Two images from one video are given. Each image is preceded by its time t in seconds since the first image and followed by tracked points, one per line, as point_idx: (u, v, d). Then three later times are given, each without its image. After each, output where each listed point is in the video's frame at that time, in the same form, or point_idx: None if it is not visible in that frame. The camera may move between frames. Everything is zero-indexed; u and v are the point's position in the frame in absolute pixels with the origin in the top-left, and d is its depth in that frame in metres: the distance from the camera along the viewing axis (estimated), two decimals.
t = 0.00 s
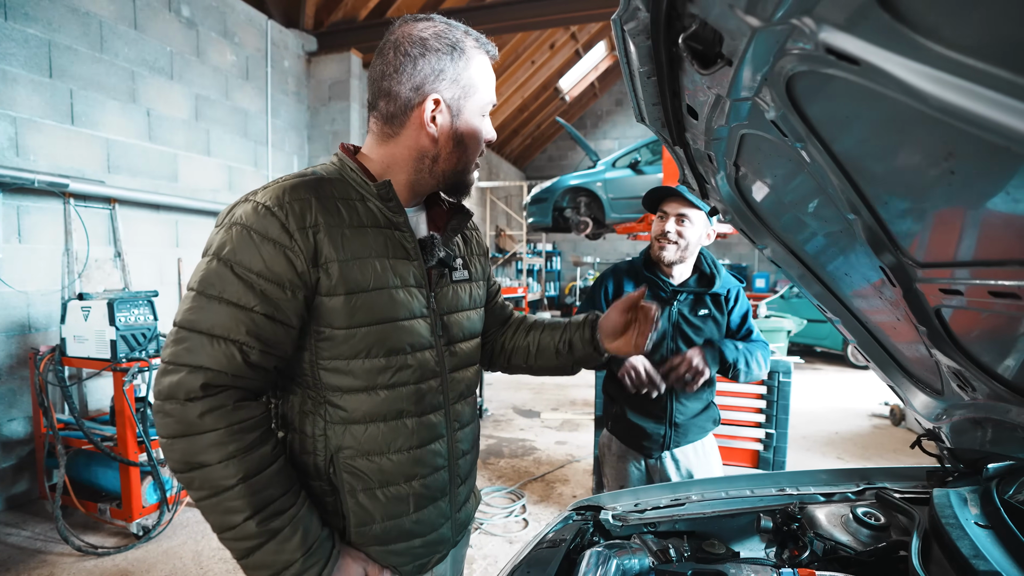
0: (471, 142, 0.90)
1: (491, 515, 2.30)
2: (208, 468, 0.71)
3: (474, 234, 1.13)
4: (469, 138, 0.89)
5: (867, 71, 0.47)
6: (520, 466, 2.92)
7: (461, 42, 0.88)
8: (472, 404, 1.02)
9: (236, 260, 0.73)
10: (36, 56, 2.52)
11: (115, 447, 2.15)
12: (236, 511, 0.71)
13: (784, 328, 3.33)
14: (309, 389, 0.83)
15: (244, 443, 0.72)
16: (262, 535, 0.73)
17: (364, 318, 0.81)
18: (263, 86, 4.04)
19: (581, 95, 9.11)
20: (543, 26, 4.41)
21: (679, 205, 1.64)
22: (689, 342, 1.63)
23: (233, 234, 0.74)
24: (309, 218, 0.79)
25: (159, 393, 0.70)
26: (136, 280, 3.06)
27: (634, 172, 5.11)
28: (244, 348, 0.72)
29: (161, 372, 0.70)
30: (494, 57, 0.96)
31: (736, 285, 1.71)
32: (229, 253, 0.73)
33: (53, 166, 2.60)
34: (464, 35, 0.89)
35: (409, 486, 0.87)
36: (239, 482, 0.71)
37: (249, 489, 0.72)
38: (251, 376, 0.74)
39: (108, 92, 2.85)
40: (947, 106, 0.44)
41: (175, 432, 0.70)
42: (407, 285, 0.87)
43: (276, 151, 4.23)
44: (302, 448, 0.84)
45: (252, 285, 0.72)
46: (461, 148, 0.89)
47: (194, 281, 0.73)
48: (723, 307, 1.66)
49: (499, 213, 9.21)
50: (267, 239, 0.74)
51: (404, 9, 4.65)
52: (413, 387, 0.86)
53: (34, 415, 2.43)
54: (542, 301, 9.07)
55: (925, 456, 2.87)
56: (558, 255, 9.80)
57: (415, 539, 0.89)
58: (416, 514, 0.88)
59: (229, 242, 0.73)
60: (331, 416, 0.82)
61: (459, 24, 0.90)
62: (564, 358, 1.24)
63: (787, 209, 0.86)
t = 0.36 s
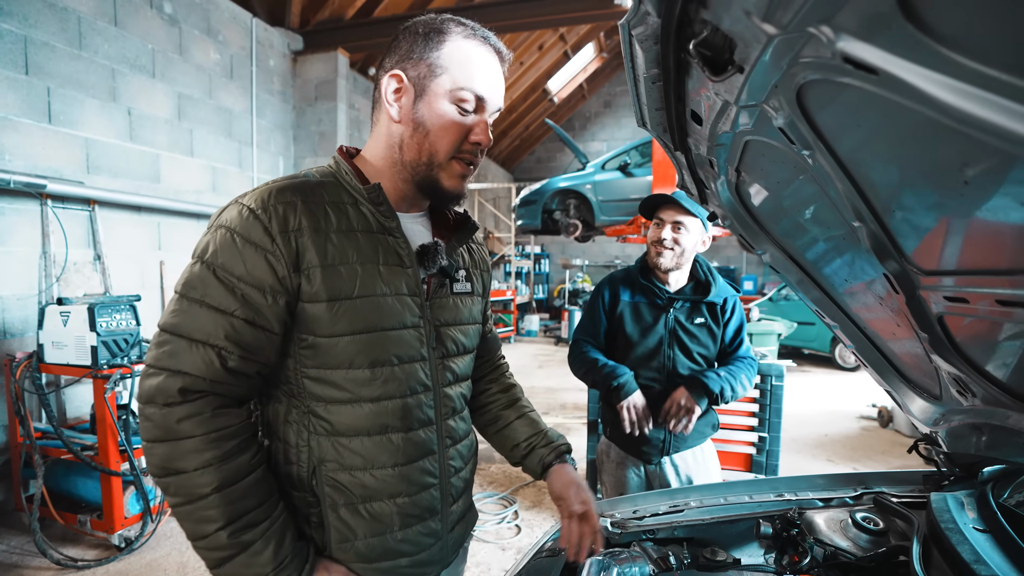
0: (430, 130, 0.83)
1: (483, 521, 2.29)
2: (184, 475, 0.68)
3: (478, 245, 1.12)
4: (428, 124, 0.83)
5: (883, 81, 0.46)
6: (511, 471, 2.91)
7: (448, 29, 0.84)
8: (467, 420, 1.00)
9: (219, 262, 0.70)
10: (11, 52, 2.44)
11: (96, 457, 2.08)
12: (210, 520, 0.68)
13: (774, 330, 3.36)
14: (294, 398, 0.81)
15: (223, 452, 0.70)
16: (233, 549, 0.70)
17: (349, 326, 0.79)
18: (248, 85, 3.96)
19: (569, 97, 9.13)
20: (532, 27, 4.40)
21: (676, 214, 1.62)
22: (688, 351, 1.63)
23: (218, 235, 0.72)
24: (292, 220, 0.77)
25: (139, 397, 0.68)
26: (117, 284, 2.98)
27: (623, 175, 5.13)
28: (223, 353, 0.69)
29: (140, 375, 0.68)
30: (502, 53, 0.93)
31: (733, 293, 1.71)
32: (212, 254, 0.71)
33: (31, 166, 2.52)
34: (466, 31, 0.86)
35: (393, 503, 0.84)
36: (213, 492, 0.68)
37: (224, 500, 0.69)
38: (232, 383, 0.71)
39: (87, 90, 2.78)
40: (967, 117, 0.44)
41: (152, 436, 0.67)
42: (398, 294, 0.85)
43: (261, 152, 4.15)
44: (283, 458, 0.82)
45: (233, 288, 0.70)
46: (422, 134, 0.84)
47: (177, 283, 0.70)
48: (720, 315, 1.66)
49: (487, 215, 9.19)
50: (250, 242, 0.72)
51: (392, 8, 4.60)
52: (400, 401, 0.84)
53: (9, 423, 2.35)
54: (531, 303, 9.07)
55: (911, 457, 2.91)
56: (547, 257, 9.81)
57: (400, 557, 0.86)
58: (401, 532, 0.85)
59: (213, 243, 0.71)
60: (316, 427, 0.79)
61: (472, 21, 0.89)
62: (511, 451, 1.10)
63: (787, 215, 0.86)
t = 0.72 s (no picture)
0: (437, 130, 0.82)
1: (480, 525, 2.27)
2: (201, 495, 0.66)
3: (477, 246, 1.10)
4: (435, 123, 0.82)
5: (906, 89, 0.46)
6: (507, 475, 2.90)
7: (468, 36, 0.85)
8: (473, 420, 0.98)
9: (238, 265, 0.69)
10: None
11: (84, 463, 2.04)
12: (228, 544, 0.67)
13: (768, 332, 3.38)
14: (308, 405, 0.79)
15: (241, 469, 0.68)
16: (255, 569, 0.69)
17: (369, 330, 0.78)
18: (238, 84, 3.91)
19: (561, 97, 9.14)
20: (526, 27, 4.39)
21: (680, 218, 1.60)
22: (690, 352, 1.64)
23: (232, 236, 0.70)
24: (315, 221, 0.76)
25: (152, 410, 0.66)
26: (104, 285, 2.92)
27: (617, 176, 5.14)
28: (246, 359, 0.68)
29: (154, 388, 0.65)
30: (521, 69, 0.93)
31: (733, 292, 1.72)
32: (228, 256, 0.69)
33: (15, 166, 2.46)
34: (487, 42, 0.86)
35: (413, 509, 0.83)
36: (235, 513, 0.67)
37: (245, 520, 0.68)
38: (253, 392, 0.70)
39: (72, 87, 2.72)
40: (991, 126, 0.44)
41: (168, 452, 0.65)
42: (414, 297, 0.84)
43: (251, 152, 4.10)
44: (296, 469, 0.80)
45: (255, 293, 0.69)
46: (427, 131, 0.83)
47: (190, 287, 0.68)
48: (720, 315, 1.67)
49: (479, 216, 9.17)
50: (270, 244, 0.71)
51: (384, 7, 4.57)
52: (418, 405, 0.83)
53: None
54: (523, 305, 9.06)
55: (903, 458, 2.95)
56: (539, 258, 9.81)
57: (418, 565, 0.85)
58: (419, 539, 0.84)
59: (227, 246, 0.69)
60: (333, 435, 0.78)
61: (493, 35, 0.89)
62: (577, 373, 1.23)
63: (796, 220, 0.86)
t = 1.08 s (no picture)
0: (441, 129, 0.82)
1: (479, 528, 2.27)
2: (208, 492, 0.65)
3: (491, 253, 1.10)
4: (438, 121, 0.81)
5: (923, 94, 0.46)
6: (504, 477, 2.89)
7: (465, 30, 0.84)
8: (479, 426, 0.97)
9: (243, 263, 0.68)
10: None
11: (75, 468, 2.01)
12: (235, 540, 0.66)
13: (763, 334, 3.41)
14: (314, 406, 0.78)
15: (248, 467, 0.67)
16: (260, 568, 0.68)
17: (375, 331, 0.77)
18: (229, 83, 3.86)
19: (555, 98, 9.14)
20: (520, 28, 4.39)
21: (686, 219, 1.60)
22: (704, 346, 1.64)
23: (240, 235, 0.70)
24: (319, 220, 0.75)
25: (163, 406, 0.65)
26: (93, 287, 2.87)
27: (611, 176, 5.15)
28: (251, 358, 0.67)
29: (163, 386, 0.65)
30: (520, 50, 0.91)
31: (746, 281, 1.71)
32: (235, 255, 0.68)
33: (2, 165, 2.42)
34: (483, 30, 0.85)
35: (417, 514, 0.82)
36: (240, 510, 0.66)
37: (251, 518, 0.67)
38: (260, 391, 0.69)
39: (61, 85, 2.68)
40: (1006, 130, 0.44)
41: (176, 449, 0.65)
42: (422, 299, 0.83)
43: (243, 152, 4.05)
44: (300, 471, 0.79)
45: (260, 292, 0.68)
46: (432, 131, 0.82)
47: (199, 286, 0.68)
48: (732, 306, 1.66)
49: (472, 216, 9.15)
50: (276, 243, 0.70)
51: (378, 6, 4.54)
52: (424, 409, 0.82)
53: None
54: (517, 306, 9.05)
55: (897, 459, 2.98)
56: (532, 259, 9.81)
57: (422, 570, 0.83)
58: (424, 544, 0.83)
59: (234, 245, 0.69)
60: (339, 437, 0.76)
61: (491, 22, 0.88)
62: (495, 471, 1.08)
63: (801, 222, 0.86)
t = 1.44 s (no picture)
0: (448, 136, 0.81)
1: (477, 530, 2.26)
2: (232, 499, 0.64)
3: (494, 252, 1.09)
4: (445, 129, 0.81)
5: (933, 97, 0.47)
6: (501, 479, 2.89)
7: (470, 28, 0.82)
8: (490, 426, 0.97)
9: (262, 268, 0.67)
10: None
11: (65, 472, 1.97)
12: (261, 547, 0.65)
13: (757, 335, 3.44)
14: (330, 410, 0.77)
15: (272, 472, 0.66)
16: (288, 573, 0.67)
17: (394, 333, 0.76)
18: (220, 81, 3.82)
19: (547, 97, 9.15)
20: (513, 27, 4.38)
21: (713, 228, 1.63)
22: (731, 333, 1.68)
23: (256, 240, 0.68)
24: (337, 224, 0.74)
25: (180, 415, 0.64)
26: (82, 288, 2.83)
27: (605, 177, 5.17)
28: (272, 363, 0.66)
29: (182, 394, 0.63)
30: (526, 49, 0.90)
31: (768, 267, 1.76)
32: (253, 260, 0.67)
33: None
34: (490, 32, 0.83)
35: (435, 514, 0.82)
36: (267, 517, 0.65)
37: (277, 524, 0.66)
38: (280, 397, 0.68)
39: (48, 83, 2.63)
40: (1015, 132, 0.44)
41: (196, 458, 0.63)
42: (435, 302, 0.82)
43: (234, 151, 4.01)
44: (320, 476, 0.78)
45: (281, 297, 0.67)
46: (438, 139, 0.82)
47: (213, 292, 0.66)
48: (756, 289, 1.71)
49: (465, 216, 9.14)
50: (294, 247, 0.69)
51: (370, 5, 4.51)
52: (441, 411, 0.81)
53: None
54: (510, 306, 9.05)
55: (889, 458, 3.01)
56: (525, 260, 9.82)
57: (440, 571, 0.83)
58: (442, 544, 0.83)
59: (251, 249, 0.68)
60: (356, 440, 0.76)
61: (496, 19, 0.86)
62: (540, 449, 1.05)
63: (806, 224, 0.86)
